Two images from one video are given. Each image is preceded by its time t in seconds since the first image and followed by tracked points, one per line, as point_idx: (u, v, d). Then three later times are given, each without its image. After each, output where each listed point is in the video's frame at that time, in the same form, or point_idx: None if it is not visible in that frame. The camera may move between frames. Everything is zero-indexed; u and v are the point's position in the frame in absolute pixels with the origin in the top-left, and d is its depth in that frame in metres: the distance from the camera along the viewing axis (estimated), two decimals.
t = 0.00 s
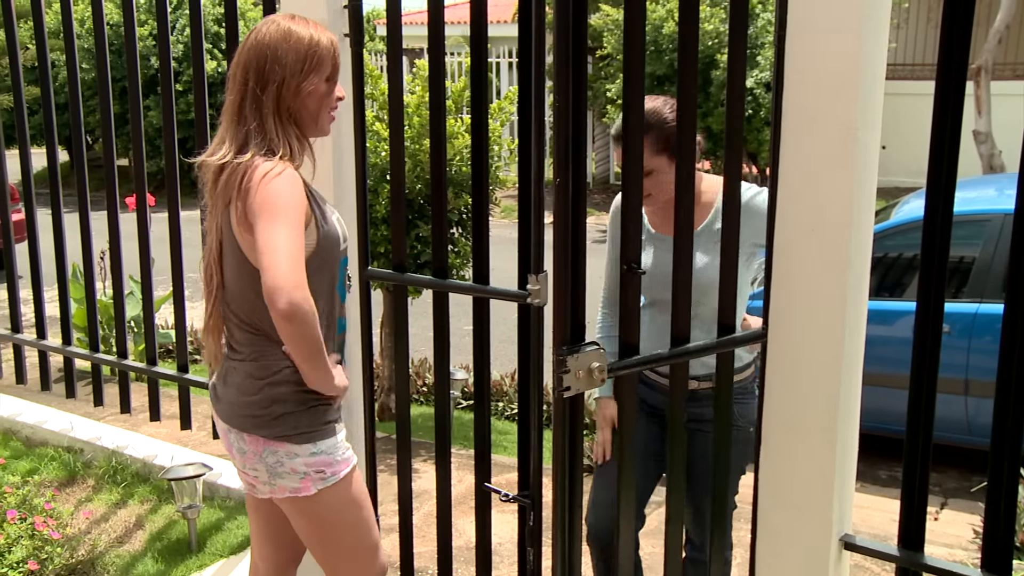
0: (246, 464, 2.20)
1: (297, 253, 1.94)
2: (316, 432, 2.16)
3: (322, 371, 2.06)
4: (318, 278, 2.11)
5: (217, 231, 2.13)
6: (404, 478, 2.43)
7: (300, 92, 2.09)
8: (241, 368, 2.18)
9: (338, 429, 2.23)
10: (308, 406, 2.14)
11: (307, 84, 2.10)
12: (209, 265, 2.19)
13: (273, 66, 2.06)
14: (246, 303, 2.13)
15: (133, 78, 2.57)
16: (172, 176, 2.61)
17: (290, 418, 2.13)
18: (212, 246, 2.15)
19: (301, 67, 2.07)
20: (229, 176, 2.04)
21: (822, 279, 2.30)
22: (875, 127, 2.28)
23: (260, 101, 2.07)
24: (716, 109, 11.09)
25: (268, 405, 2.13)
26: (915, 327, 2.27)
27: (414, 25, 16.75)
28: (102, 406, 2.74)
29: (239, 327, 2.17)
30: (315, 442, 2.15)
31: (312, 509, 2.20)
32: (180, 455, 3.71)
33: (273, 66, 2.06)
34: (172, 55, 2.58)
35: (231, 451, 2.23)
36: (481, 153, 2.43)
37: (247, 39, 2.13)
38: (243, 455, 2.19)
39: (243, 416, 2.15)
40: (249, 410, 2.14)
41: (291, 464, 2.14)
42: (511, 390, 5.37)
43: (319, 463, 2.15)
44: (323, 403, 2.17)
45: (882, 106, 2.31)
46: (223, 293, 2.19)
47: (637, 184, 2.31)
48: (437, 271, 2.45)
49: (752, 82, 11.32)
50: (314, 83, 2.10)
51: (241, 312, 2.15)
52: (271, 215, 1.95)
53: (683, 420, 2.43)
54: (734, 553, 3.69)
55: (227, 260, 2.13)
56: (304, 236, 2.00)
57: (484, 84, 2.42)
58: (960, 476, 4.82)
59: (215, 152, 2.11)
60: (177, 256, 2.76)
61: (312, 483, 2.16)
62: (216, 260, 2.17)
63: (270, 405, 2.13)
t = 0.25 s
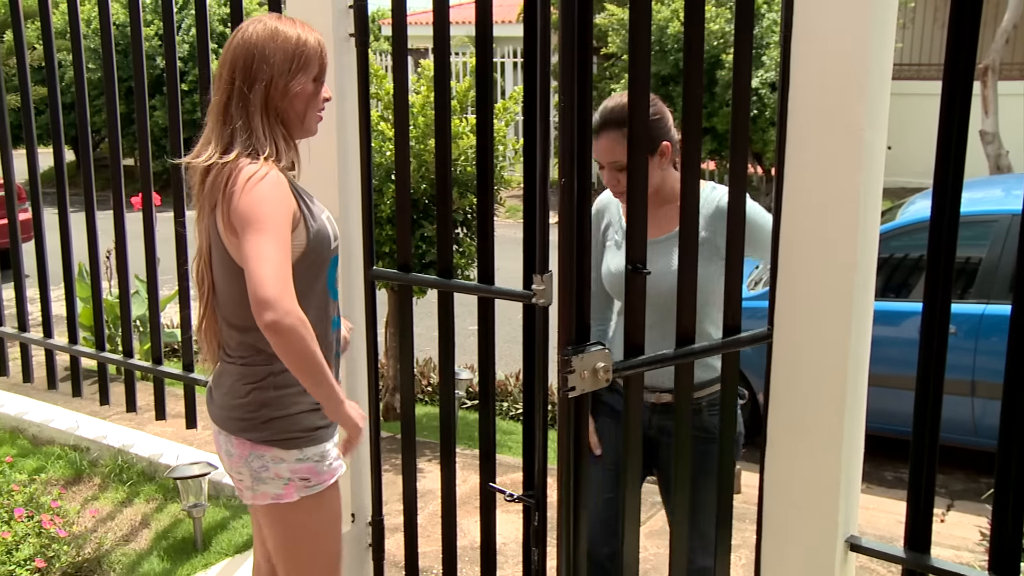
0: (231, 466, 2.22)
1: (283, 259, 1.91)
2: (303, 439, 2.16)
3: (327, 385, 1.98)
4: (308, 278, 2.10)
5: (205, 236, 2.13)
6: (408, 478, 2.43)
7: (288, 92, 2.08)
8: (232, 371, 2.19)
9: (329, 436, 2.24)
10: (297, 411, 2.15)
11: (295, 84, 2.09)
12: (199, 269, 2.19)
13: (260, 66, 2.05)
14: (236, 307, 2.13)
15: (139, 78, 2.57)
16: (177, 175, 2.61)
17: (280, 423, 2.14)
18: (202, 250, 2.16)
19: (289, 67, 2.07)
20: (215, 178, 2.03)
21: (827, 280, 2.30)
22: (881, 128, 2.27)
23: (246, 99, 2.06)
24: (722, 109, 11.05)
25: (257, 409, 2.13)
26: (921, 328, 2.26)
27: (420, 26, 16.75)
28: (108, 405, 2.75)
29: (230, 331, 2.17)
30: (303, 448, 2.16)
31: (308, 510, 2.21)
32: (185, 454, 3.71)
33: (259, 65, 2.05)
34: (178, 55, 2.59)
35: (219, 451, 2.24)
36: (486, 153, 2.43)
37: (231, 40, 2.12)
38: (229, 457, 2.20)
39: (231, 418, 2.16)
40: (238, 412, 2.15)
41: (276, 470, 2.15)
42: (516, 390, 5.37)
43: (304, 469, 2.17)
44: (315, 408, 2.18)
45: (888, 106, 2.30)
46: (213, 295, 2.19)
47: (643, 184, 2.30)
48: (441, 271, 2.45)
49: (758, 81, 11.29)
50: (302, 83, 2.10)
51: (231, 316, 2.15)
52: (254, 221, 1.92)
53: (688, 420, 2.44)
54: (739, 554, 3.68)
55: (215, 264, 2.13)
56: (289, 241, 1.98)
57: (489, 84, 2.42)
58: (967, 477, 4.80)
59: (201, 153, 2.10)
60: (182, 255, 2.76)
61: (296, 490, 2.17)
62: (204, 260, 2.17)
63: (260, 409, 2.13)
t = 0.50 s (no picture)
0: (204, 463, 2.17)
1: (300, 258, 1.86)
2: (270, 442, 2.07)
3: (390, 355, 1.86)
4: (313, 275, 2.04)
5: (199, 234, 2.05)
6: (428, 479, 2.43)
7: (293, 89, 2.01)
8: (214, 369, 2.12)
9: (305, 445, 2.15)
10: (269, 414, 2.07)
11: (300, 81, 2.02)
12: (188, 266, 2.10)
13: (265, 61, 1.98)
14: (222, 306, 2.05)
15: (163, 79, 2.59)
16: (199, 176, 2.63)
17: (251, 424, 2.06)
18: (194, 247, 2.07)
19: (294, 64, 2.00)
20: (212, 175, 1.93)
21: (850, 284, 2.28)
22: (903, 131, 2.25)
23: (248, 95, 1.98)
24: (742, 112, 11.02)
25: (231, 408, 2.07)
26: (945, 332, 2.24)
27: (440, 29, 16.80)
28: (130, 404, 2.76)
29: (214, 328, 2.10)
30: (270, 453, 2.07)
31: (301, 510, 2.17)
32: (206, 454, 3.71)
33: (264, 60, 1.97)
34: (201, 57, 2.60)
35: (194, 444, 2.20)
36: (507, 155, 2.43)
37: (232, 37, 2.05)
38: (201, 453, 2.15)
39: (206, 415, 2.11)
40: (213, 409, 2.10)
41: (241, 471, 2.07)
42: (535, 392, 5.37)
43: (269, 475, 2.08)
44: (290, 413, 2.09)
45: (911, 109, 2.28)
46: (201, 292, 2.10)
47: (664, 186, 2.29)
48: (462, 273, 2.45)
49: (779, 84, 11.23)
50: (307, 80, 2.02)
51: (215, 313, 2.07)
52: (261, 221, 1.86)
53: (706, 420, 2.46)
54: (760, 559, 3.66)
55: (207, 263, 2.05)
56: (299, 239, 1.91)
57: (510, 85, 2.42)
58: (990, 483, 4.75)
59: (199, 149, 2.01)
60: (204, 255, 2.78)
61: (258, 496, 2.08)
62: (196, 257, 2.08)
63: (231, 408, 2.07)
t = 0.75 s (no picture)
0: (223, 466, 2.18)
1: (321, 263, 1.84)
2: (285, 450, 2.06)
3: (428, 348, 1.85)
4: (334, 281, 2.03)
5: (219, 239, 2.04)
6: (456, 487, 2.43)
7: (324, 94, 2.00)
8: (236, 373, 2.14)
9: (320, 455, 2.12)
10: (285, 422, 2.06)
11: (331, 86, 2.01)
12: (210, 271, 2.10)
13: (296, 67, 1.97)
14: (244, 312, 2.05)
15: (194, 86, 2.62)
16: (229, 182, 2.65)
17: (267, 431, 2.07)
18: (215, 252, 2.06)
19: (325, 69, 1.99)
20: (237, 180, 1.92)
21: (881, 293, 2.26)
22: (936, 138, 2.23)
23: (279, 101, 1.97)
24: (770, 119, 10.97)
25: (248, 413, 2.08)
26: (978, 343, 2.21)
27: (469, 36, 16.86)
28: (159, 409, 2.78)
29: (236, 334, 2.11)
30: (283, 461, 2.06)
31: (317, 517, 2.15)
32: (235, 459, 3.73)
33: (293, 66, 1.97)
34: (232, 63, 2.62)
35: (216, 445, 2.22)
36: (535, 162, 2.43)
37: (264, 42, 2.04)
38: (220, 456, 2.16)
39: (225, 417, 2.13)
40: (233, 412, 2.11)
41: (255, 478, 2.07)
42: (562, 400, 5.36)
43: (282, 483, 2.06)
44: (308, 422, 2.08)
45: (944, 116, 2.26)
46: (222, 297, 2.10)
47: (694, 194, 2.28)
48: (490, 280, 2.45)
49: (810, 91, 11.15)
50: (337, 85, 2.01)
51: (237, 319, 2.08)
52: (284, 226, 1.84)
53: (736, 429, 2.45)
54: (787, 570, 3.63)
55: (230, 268, 2.04)
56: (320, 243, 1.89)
57: (539, 92, 2.42)
58: None
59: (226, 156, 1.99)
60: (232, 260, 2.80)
61: (271, 503, 2.07)
62: (218, 263, 2.07)
63: (247, 413, 2.08)
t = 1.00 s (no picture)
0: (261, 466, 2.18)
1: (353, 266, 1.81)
2: (323, 458, 2.06)
3: (400, 394, 1.78)
4: (379, 289, 1.99)
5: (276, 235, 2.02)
6: (473, 495, 2.44)
7: (382, 97, 2.00)
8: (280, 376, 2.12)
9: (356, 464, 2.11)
10: (324, 430, 2.05)
11: (387, 89, 2.01)
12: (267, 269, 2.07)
13: (353, 72, 1.98)
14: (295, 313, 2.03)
15: (214, 93, 2.63)
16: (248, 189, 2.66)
17: (307, 437, 2.06)
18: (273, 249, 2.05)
19: (381, 73, 1.99)
20: (295, 180, 1.91)
21: (901, 302, 2.25)
22: (957, 146, 2.22)
23: (339, 106, 1.98)
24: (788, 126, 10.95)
25: (289, 417, 2.08)
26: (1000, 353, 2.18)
27: (489, 44, 16.91)
28: (179, 415, 2.80)
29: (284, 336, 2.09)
30: (321, 468, 2.06)
31: (348, 524, 2.13)
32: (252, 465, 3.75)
33: (351, 71, 1.98)
34: (252, 71, 2.64)
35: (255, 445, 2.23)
36: (553, 170, 2.43)
37: (321, 53, 2.07)
38: (259, 457, 2.17)
39: (266, 419, 2.13)
40: (274, 414, 2.11)
41: (292, 482, 2.07)
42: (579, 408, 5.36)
43: (319, 490, 2.06)
44: (347, 431, 2.07)
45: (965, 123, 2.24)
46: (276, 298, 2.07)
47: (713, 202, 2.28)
48: (507, 288, 2.46)
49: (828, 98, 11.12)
50: (394, 88, 2.01)
51: (288, 321, 2.05)
52: (327, 221, 1.81)
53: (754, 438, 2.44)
54: None
55: (286, 266, 2.01)
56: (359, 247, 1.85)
57: (558, 100, 2.42)
58: None
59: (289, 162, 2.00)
60: (251, 266, 2.81)
61: (306, 509, 2.07)
62: (274, 263, 2.05)
63: (289, 417, 2.08)
